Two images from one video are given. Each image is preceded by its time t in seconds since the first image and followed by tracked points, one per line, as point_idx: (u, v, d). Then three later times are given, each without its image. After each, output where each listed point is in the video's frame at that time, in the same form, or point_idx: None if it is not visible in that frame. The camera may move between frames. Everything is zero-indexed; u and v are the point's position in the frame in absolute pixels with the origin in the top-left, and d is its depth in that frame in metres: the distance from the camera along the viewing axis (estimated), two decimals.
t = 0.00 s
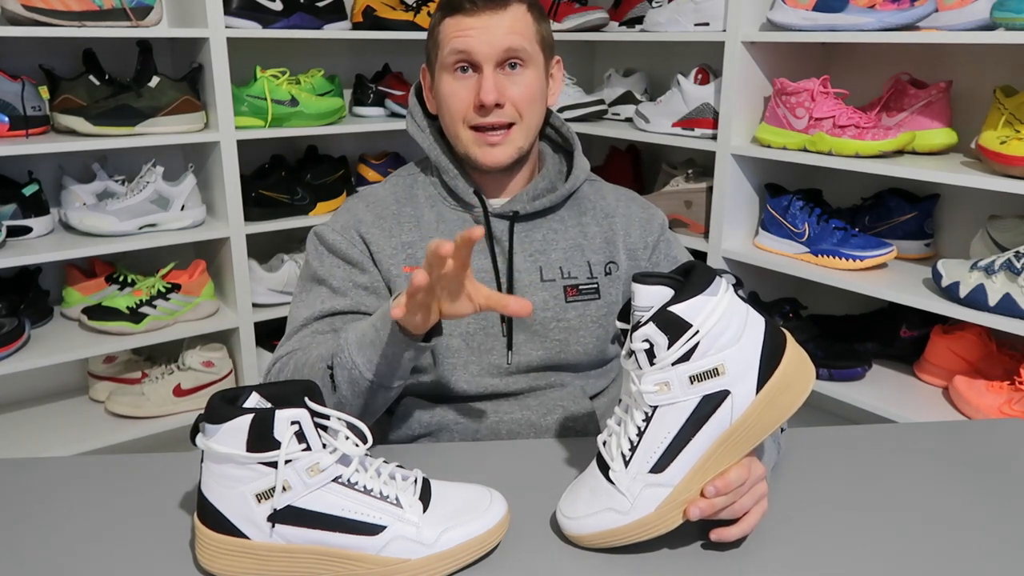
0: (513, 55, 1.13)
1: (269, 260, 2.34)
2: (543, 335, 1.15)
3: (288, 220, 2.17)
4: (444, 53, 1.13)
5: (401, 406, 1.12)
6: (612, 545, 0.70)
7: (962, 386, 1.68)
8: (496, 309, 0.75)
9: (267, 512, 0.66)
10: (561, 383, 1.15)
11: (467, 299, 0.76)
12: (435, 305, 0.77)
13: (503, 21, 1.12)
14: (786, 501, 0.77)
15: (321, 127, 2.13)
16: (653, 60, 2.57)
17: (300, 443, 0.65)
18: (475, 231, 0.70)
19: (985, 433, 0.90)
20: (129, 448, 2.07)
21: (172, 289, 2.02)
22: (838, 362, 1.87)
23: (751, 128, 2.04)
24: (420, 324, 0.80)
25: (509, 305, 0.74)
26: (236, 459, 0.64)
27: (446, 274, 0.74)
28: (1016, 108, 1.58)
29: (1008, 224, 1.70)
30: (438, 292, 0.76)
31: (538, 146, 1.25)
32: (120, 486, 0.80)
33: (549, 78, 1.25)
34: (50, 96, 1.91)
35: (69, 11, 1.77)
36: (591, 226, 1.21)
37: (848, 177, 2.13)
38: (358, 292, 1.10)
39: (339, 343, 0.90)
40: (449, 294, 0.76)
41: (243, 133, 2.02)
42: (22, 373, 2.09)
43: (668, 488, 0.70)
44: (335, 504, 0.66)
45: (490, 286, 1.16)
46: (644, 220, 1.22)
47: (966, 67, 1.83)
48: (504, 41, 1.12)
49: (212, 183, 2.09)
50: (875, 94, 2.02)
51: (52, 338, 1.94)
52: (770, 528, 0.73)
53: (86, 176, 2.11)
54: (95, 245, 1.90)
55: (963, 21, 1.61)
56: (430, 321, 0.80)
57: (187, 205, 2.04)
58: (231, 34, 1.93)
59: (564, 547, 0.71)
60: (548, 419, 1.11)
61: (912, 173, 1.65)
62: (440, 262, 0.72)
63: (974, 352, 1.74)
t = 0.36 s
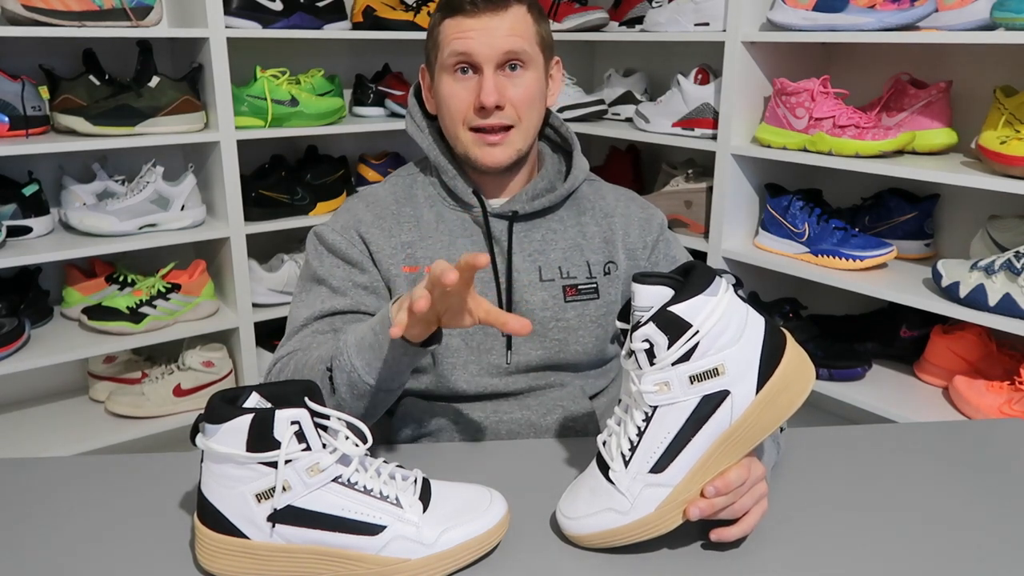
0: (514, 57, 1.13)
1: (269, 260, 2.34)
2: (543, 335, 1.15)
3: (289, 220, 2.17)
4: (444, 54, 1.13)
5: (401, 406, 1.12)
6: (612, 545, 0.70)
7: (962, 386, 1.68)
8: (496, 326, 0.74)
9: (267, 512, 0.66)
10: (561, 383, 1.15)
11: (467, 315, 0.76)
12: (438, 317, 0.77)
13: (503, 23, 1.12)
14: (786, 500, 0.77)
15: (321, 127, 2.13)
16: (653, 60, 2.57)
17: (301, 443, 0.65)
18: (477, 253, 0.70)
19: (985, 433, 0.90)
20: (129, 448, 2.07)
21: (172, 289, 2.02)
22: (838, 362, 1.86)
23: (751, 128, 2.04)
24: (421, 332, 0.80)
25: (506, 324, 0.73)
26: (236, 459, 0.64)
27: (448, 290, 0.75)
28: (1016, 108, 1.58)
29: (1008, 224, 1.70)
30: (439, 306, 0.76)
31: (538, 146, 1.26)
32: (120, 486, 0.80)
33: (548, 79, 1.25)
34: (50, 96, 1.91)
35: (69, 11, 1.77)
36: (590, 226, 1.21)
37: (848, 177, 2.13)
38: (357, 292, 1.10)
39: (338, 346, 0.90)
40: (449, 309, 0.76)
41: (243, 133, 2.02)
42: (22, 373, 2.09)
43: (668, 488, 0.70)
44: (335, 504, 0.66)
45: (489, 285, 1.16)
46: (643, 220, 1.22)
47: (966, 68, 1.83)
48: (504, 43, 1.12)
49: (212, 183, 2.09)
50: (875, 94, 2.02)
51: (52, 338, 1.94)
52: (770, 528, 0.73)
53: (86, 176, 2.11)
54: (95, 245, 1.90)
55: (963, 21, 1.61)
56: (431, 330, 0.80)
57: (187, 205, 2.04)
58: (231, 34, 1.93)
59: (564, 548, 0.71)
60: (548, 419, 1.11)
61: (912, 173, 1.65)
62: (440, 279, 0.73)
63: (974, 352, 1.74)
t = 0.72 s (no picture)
0: (514, 58, 1.13)
1: (269, 260, 2.34)
2: (543, 336, 1.14)
3: (289, 220, 2.17)
4: (445, 55, 1.13)
5: (401, 406, 1.12)
6: (612, 545, 0.69)
7: (962, 386, 1.68)
8: (497, 317, 0.74)
9: (267, 512, 0.66)
10: (561, 383, 1.15)
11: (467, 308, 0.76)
12: (438, 312, 0.78)
13: (504, 24, 1.12)
14: (786, 501, 0.77)
15: (322, 127, 2.13)
16: (653, 60, 2.57)
17: (301, 443, 0.65)
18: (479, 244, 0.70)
19: (985, 433, 0.90)
20: (129, 448, 2.07)
21: (172, 289, 2.02)
22: (838, 362, 1.87)
23: (751, 128, 2.04)
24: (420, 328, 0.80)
25: (507, 316, 0.72)
26: (236, 459, 0.64)
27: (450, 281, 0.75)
28: (1016, 108, 1.58)
29: (1008, 224, 1.70)
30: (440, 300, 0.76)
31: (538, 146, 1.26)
32: (120, 486, 0.80)
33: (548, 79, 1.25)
34: (50, 96, 1.91)
35: (69, 11, 1.77)
36: (590, 226, 1.21)
37: (848, 177, 2.13)
38: (358, 292, 1.10)
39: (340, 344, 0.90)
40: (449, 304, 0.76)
41: (242, 133, 2.02)
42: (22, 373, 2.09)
43: (668, 488, 0.70)
44: (334, 504, 0.66)
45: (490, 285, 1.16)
46: (644, 221, 1.22)
47: (966, 68, 1.83)
48: (505, 44, 1.12)
49: (212, 183, 2.09)
50: (875, 94, 2.02)
51: (52, 338, 1.95)
52: (770, 528, 0.73)
53: (86, 176, 2.11)
54: (95, 245, 1.90)
55: (963, 21, 1.61)
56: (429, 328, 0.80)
57: (187, 205, 2.04)
58: (231, 34, 1.93)
59: (564, 547, 0.71)
60: (548, 419, 1.11)
61: (912, 173, 1.65)
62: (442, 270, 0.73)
63: (974, 352, 1.74)
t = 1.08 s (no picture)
0: (510, 58, 1.13)
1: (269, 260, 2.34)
2: (543, 335, 1.14)
3: (288, 220, 2.17)
4: (441, 56, 1.13)
5: (401, 406, 1.12)
6: (612, 545, 0.69)
7: (962, 386, 1.68)
8: (497, 314, 0.74)
9: (267, 512, 0.66)
10: (561, 383, 1.15)
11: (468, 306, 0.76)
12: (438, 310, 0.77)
13: (500, 25, 1.12)
14: (786, 501, 0.77)
15: (321, 127, 2.13)
16: (653, 60, 2.57)
17: (301, 443, 0.65)
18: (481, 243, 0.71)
19: (985, 433, 0.90)
20: (129, 448, 2.07)
21: (172, 289, 2.02)
22: (838, 362, 1.87)
23: (751, 128, 2.04)
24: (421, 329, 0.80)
25: (508, 312, 0.73)
26: (236, 459, 0.64)
27: (450, 278, 0.75)
28: (1016, 108, 1.58)
29: (1008, 224, 1.70)
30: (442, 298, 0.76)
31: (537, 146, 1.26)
32: (120, 486, 0.80)
33: (546, 78, 1.25)
34: (50, 96, 1.91)
35: (69, 11, 1.77)
36: (590, 226, 1.21)
37: (848, 177, 2.13)
38: (358, 292, 1.10)
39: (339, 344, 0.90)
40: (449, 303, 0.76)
41: (242, 133, 2.02)
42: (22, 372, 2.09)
43: (668, 488, 0.70)
44: (334, 504, 0.66)
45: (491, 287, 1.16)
46: (643, 221, 1.22)
47: (966, 68, 1.83)
48: (500, 44, 1.11)
49: (212, 183, 2.09)
50: (875, 94, 2.02)
51: (52, 338, 1.94)
52: (770, 528, 0.73)
53: (86, 176, 2.11)
54: (95, 245, 1.90)
55: (963, 21, 1.61)
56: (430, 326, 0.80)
57: (187, 205, 2.04)
58: (231, 35, 1.93)
59: (564, 547, 0.71)
60: (548, 418, 1.11)
61: (912, 173, 1.65)
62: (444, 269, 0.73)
63: (974, 352, 1.74)
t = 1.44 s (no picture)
0: (508, 70, 1.12)
1: (269, 260, 2.34)
2: (543, 336, 1.14)
3: (288, 220, 2.17)
4: (439, 69, 1.13)
5: (400, 406, 1.12)
6: (611, 545, 0.70)
7: (962, 386, 1.68)
8: (498, 322, 0.74)
9: (268, 512, 0.66)
10: (561, 383, 1.15)
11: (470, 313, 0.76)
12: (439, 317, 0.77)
13: (498, 39, 1.11)
14: (786, 501, 0.77)
15: (321, 127, 2.13)
16: (653, 60, 2.57)
17: (301, 443, 0.65)
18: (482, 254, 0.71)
19: (985, 433, 0.89)
20: (129, 448, 2.07)
21: (172, 289, 2.02)
22: (838, 362, 1.87)
23: (751, 128, 2.04)
24: (423, 335, 0.80)
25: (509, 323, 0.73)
26: (236, 459, 0.64)
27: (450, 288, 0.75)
28: (1016, 108, 1.58)
29: (1008, 224, 1.70)
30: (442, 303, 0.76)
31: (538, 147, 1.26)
32: (120, 486, 0.80)
33: (547, 80, 1.25)
34: (51, 96, 1.91)
35: (69, 11, 1.77)
36: (590, 227, 1.21)
37: (848, 177, 2.13)
38: (358, 292, 1.10)
39: (340, 347, 0.90)
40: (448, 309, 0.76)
41: (242, 133, 2.02)
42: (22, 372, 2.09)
43: (668, 488, 0.70)
44: (334, 504, 0.66)
45: (491, 286, 1.16)
46: (644, 221, 1.22)
47: (966, 68, 1.83)
48: (498, 58, 1.11)
49: (212, 183, 2.09)
50: (875, 94, 2.02)
51: (52, 338, 1.95)
52: (770, 529, 0.73)
53: (86, 176, 2.11)
54: (95, 245, 1.90)
55: (963, 21, 1.61)
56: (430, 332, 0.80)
57: (187, 205, 2.04)
58: (231, 35, 1.93)
59: (565, 547, 0.71)
60: (548, 419, 1.11)
61: (912, 173, 1.65)
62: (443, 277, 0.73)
63: (974, 352, 1.74)
